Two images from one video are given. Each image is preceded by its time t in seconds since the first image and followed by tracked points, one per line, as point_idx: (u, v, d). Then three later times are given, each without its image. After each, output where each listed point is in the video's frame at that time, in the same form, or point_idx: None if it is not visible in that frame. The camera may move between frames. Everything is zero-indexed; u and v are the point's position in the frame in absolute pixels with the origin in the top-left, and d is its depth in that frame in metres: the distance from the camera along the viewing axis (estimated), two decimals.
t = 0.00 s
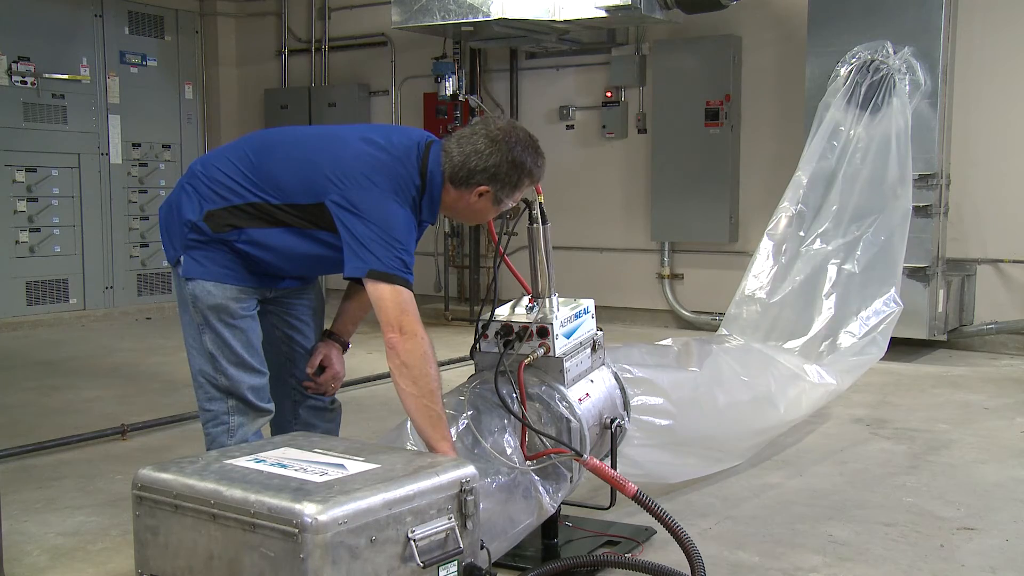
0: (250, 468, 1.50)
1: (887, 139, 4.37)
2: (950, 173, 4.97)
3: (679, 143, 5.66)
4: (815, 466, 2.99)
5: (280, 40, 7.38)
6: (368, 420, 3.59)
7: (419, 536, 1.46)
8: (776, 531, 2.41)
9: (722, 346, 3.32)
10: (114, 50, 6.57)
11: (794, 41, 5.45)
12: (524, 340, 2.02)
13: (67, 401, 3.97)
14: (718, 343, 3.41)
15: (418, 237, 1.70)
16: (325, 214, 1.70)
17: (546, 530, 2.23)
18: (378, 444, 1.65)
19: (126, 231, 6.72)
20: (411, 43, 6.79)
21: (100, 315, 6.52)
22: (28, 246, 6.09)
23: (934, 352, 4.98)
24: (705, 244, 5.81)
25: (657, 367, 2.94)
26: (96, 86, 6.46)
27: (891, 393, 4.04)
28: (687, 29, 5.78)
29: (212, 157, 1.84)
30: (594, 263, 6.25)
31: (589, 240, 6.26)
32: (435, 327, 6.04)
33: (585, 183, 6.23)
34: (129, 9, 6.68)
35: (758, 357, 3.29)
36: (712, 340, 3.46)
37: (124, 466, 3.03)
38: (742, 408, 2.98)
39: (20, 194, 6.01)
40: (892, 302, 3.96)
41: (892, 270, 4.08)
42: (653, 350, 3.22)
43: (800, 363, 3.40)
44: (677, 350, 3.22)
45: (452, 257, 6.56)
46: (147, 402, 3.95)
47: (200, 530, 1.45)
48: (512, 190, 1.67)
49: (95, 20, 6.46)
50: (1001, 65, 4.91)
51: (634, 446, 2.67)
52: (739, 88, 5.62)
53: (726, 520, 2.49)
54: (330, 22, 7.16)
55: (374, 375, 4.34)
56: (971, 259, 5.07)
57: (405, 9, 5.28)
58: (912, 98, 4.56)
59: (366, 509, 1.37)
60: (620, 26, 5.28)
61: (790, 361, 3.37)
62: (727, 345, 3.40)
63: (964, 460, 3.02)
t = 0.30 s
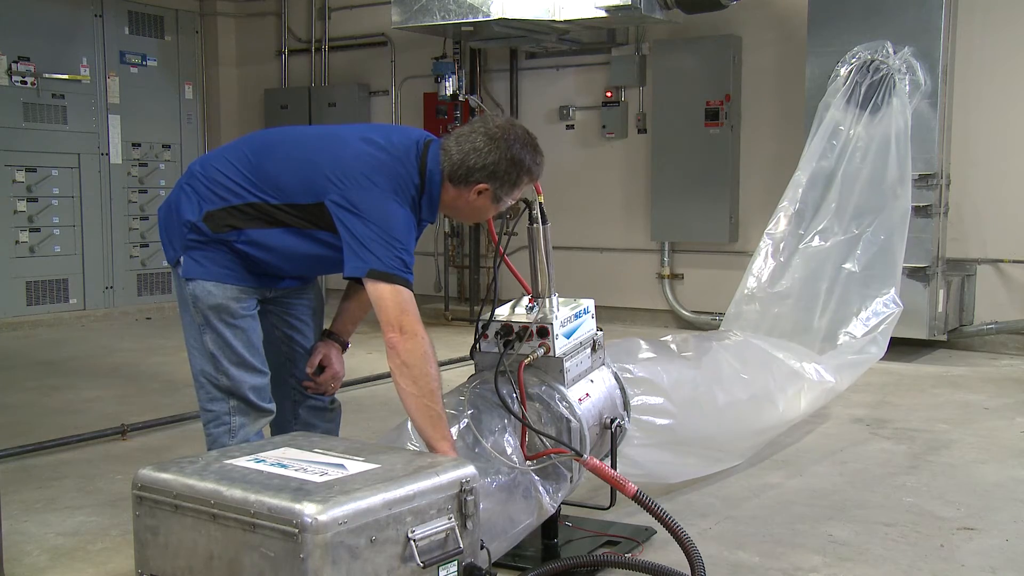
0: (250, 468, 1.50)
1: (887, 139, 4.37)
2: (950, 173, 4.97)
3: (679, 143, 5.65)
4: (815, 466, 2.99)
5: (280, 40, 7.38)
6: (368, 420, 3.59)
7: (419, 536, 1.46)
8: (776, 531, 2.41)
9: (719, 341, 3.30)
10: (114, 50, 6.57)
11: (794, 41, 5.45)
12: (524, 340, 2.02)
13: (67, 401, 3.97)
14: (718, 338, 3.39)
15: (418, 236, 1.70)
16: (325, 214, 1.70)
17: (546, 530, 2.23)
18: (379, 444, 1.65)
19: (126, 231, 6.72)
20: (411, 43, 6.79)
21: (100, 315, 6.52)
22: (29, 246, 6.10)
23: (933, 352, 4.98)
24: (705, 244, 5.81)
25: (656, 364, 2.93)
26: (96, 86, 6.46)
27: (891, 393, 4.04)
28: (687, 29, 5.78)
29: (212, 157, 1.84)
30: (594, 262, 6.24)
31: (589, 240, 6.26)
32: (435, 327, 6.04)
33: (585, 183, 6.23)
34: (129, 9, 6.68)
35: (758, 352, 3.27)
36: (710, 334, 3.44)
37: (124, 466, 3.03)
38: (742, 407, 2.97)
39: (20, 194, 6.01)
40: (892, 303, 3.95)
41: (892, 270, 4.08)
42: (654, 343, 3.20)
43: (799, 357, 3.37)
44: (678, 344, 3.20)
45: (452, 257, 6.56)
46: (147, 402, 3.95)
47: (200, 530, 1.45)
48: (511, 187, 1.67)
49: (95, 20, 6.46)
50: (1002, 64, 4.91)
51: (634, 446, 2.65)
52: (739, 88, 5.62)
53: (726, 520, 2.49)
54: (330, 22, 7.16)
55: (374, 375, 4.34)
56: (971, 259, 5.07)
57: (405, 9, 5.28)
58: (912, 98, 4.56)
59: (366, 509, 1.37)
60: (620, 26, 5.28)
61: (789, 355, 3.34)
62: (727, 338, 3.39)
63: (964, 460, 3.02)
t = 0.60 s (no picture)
0: (250, 468, 1.50)
1: (887, 139, 4.37)
2: (950, 173, 4.97)
3: (679, 143, 5.65)
4: (815, 466, 2.99)
5: (280, 41, 7.38)
6: (368, 420, 3.59)
7: (419, 536, 1.46)
8: (776, 531, 2.41)
9: (716, 339, 3.28)
10: (114, 50, 6.58)
11: (794, 41, 5.45)
12: (524, 340, 2.02)
13: (67, 401, 3.97)
14: (716, 335, 3.38)
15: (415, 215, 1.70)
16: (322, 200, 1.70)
17: (546, 530, 2.23)
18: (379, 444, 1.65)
19: (126, 230, 6.72)
20: (411, 43, 6.79)
21: (100, 315, 6.52)
22: (29, 246, 6.10)
23: (933, 352, 4.98)
24: (704, 244, 5.81)
25: (655, 364, 2.92)
26: (96, 86, 6.46)
27: (891, 393, 4.04)
28: (687, 30, 5.78)
29: (204, 160, 1.84)
30: (594, 262, 6.24)
31: (589, 240, 6.26)
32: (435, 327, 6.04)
33: (585, 183, 6.24)
34: (129, 9, 6.68)
35: (756, 351, 3.27)
36: (709, 331, 3.43)
37: (124, 466, 3.03)
38: (741, 407, 2.97)
39: (20, 194, 6.01)
40: (892, 304, 3.95)
41: (892, 270, 4.08)
42: (651, 341, 3.18)
43: (796, 354, 3.36)
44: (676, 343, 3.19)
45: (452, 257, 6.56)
46: (147, 402, 3.95)
47: (200, 530, 1.45)
48: (505, 159, 1.66)
49: (95, 20, 6.46)
50: (1002, 64, 4.90)
51: (634, 446, 2.62)
52: (739, 88, 5.62)
53: (726, 520, 2.49)
54: (330, 22, 7.16)
55: (374, 375, 4.34)
56: (971, 259, 5.07)
57: (405, 9, 5.28)
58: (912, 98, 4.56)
59: (366, 509, 1.37)
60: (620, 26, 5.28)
61: (786, 352, 3.33)
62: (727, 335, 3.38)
63: (964, 460, 3.02)
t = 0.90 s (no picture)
0: (250, 468, 1.50)
1: (888, 138, 4.35)
2: (950, 173, 4.97)
3: (679, 144, 5.65)
4: (815, 465, 2.99)
5: (280, 41, 7.37)
6: (368, 420, 3.59)
7: (419, 536, 1.46)
8: (775, 531, 2.41)
9: (715, 338, 3.25)
10: (114, 50, 6.58)
11: (794, 40, 5.45)
12: (524, 340, 2.02)
13: (67, 401, 3.97)
14: (717, 332, 3.35)
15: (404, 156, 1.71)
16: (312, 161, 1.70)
17: (546, 530, 2.23)
18: (379, 444, 1.65)
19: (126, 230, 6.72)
20: (410, 43, 6.79)
21: (100, 315, 6.52)
22: (28, 246, 6.10)
23: (933, 353, 4.98)
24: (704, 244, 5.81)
25: (658, 367, 2.89)
26: (96, 86, 6.46)
27: (891, 393, 4.04)
28: (687, 30, 5.78)
29: (183, 160, 1.80)
30: (594, 262, 6.25)
31: (589, 240, 6.26)
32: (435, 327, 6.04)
33: (585, 182, 6.24)
34: (129, 9, 6.69)
35: (756, 348, 3.25)
36: (708, 328, 3.42)
37: (124, 466, 3.03)
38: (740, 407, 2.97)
39: (20, 194, 6.02)
40: (892, 304, 3.94)
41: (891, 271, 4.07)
42: (652, 339, 3.13)
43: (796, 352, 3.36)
44: (677, 341, 3.16)
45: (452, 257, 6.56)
46: (147, 402, 3.95)
47: (200, 530, 1.45)
48: (480, 81, 1.70)
49: (95, 20, 6.46)
50: (1002, 64, 4.91)
51: (634, 445, 2.60)
52: (739, 88, 5.62)
53: (726, 520, 2.49)
54: (330, 22, 7.16)
55: (373, 375, 4.34)
56: (971, 259, 5.07)
57: (405, 9, 5.27)
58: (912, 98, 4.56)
59: (366, 509, 1.37)
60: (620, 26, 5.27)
61: (784, 349, 3.33)
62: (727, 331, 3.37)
63: (964, 460, 3.02)
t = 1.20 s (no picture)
0: (250, 468, 1.50)
1: (889, 140, 4.35)
2: (950, 174, 4.97)
3: (679, 144, 5.65)
4: (815, 465, 2.99)
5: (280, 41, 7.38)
6: (368, 420, 3.59)
7: (419, 536, 1.46)
8: (775, 531, 2.41)
9: (713, 336, 3.14)
10: (114, 50, 6.58)
11: (794, 40, 5.45)
12: (524, 340, 2.02)
13: (67, 401, 3.97)
14: (718, 329, 3.24)
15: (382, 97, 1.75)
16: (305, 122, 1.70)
17: (546, 530, 2.23)
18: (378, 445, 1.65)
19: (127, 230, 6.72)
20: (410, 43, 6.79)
21: (100, 315, 6.51)
22: (28, 246, 6.10)
23: (933, 353, 4.98)
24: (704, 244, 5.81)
25: (659, 364, 2.79)
26: (96, 86, 6.47)
27: (892, 393, 4.04)
28: (687, 30, 5.78)
29: (179, 156, 1.74)
30: (593, 263, 6.24)
31: (588, 240, 6.26)
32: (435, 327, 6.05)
33: (585, 182, 6.24)
34: (129, 9, 6.69)
35: (756, 347, 3.17)
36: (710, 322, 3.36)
37: (124, 466, 3.03)
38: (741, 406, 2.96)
39: (20, 194, 6.02)
40: (892, 304, 3.96)
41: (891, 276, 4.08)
42: (651, 338, 3.03)
43: (796, 349, 3.33)
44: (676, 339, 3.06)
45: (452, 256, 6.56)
46: (147, 402, 3.95)
47: (200, 530, 1.45)
48: (429, 9, 1.79)
49: (95, 20, 6.46)
50: (1002, 63, 4.91)
51: (633, 445, 2.50)
52: (739, 88, 5.62)
53: (726, 520, 2.49)
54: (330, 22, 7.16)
55: (373, 374, 4.34)
56: (971, 259, 5.07)
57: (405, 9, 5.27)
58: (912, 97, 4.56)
59: (366, 509, 1.37)
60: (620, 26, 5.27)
61: (785, 345, 3.29)
62: (727, 326, 3.31)
63: (964, 460, 3.02)
